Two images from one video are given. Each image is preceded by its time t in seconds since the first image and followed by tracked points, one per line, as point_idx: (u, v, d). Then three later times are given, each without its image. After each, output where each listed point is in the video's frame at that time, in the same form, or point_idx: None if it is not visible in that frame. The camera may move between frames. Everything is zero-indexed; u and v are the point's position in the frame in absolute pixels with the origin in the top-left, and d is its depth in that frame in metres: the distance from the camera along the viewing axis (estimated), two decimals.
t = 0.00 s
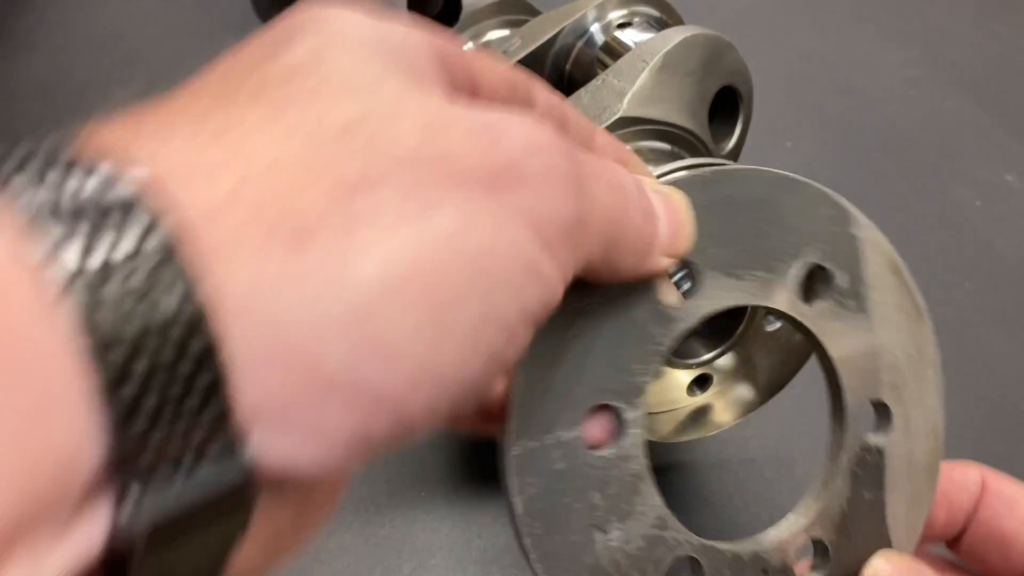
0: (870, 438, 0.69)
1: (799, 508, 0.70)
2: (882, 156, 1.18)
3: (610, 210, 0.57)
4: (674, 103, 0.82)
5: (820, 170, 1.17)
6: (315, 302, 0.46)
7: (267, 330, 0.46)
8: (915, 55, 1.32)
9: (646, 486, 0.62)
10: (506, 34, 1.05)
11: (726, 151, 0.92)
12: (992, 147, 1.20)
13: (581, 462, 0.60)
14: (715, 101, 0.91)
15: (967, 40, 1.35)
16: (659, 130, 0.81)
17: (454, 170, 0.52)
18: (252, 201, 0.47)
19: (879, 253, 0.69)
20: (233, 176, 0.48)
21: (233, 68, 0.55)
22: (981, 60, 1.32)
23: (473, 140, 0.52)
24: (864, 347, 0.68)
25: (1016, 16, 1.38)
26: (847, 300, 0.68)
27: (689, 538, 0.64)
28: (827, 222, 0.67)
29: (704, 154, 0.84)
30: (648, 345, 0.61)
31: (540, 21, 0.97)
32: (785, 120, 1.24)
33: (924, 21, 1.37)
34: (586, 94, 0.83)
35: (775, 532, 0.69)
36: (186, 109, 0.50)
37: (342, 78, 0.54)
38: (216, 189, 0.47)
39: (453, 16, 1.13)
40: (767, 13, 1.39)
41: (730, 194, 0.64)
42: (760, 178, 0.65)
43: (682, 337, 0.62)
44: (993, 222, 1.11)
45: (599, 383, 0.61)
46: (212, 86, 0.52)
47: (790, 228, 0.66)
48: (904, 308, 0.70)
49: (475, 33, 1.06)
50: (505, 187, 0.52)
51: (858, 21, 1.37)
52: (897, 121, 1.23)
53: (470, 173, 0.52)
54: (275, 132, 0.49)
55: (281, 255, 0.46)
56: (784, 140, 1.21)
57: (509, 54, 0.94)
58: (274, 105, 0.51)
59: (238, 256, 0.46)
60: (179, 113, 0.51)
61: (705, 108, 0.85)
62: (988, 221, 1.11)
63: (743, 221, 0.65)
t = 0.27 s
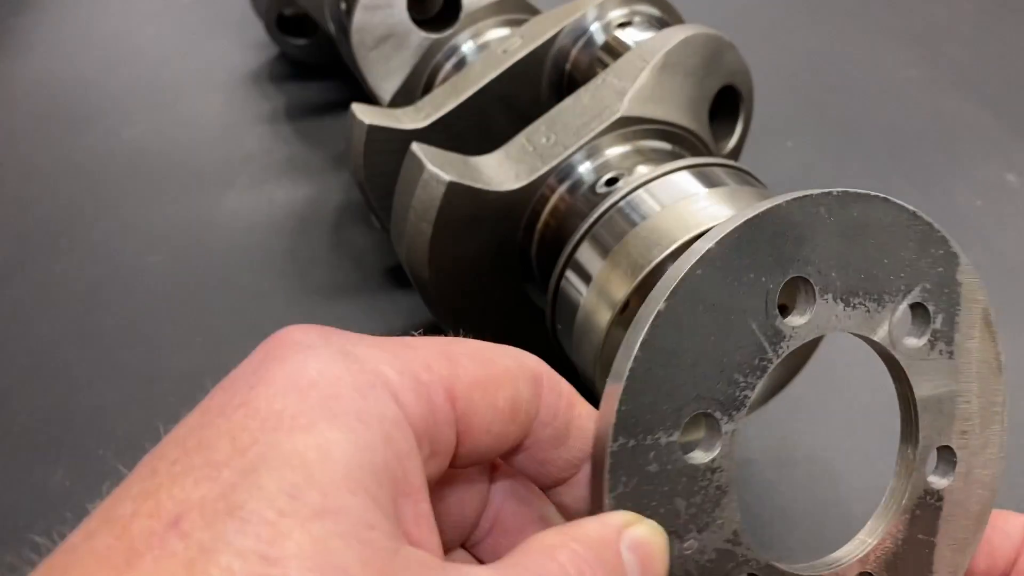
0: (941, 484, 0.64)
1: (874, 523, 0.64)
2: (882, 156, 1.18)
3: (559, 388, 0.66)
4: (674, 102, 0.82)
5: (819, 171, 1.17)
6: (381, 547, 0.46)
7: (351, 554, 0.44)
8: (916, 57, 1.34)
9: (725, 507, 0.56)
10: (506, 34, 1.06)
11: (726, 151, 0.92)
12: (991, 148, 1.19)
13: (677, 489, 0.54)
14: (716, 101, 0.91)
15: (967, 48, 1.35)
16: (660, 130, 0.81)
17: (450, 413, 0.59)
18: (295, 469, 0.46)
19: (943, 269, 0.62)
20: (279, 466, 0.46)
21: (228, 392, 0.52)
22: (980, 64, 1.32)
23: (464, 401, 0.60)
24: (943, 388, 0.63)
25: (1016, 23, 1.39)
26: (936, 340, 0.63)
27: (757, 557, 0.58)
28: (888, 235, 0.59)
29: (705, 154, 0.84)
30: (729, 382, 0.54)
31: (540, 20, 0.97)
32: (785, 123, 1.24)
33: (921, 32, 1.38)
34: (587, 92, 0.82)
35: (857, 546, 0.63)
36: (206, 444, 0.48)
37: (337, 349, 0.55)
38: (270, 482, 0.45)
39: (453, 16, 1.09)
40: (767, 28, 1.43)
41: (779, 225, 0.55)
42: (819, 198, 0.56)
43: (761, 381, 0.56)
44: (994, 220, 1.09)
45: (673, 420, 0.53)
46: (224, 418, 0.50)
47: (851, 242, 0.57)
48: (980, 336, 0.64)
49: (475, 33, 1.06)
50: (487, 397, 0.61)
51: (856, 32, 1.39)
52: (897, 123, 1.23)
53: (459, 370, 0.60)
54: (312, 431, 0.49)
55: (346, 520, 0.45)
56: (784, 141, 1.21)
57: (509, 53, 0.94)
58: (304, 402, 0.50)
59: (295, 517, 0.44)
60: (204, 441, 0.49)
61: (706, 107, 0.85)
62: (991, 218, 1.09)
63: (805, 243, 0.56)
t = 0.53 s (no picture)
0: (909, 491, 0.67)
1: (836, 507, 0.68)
2: (882, 155, 1.18)
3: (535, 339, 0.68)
4: (675, 103, 0.82)
5: (819, 171, 1.17)
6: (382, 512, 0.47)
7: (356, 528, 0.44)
8: (916, 57, 1.34)
9: (675, 466, 0.57)
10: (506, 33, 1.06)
11: (726, 151, 0.92)
12: (991, 148, 1.19)
13: (629, 440, 0.55)
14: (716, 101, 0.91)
15: (967, 48, 1.35)
16: (660, 130, 0.81)
17: (431, 367, 0.60)
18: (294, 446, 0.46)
19: (975, 286, 0.60)
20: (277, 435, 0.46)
21: (206, 346, 0.51)
22: (981, 64, 1.32)
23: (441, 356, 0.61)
24: (940, 402, 0.64)
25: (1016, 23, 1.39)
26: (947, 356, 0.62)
27: (698, 518, 0.60)
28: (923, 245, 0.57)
29: (705, 154, 0.84)
30: (709, 356, 0.54)
31: (540, 21, 0.97)
32: (786, 123, 1.24)
33: (922, 32, 1.38)
34: (586, 93, 0.82)
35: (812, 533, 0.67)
36: (197, 410, 0.47)
37: (322, 307, 0.54)
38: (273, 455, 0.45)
39: (453, 15, 1.09)
40: (767, 29, 1.42)
41: (807, 214, 0.53)
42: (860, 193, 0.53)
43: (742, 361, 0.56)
44: (995, 220, 1.08)
45: (640, 377, 0.53)
46: (212, 380, 0.49)
47: (880, 243, 0.55)
48: (1000, 360, 0.63)
49: (475, 33, 1.06)
50: (463, 348, 0.62)
51: (856, 33, 1.39)
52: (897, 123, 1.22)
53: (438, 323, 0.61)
54: (307, 401, 0.49)
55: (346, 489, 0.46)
56: (784, 141, 1.21)
57: (508, 53, 0.94)
58: (294, 366, 0.50)
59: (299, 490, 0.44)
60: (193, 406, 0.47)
61: (706, 107, 0.84)
62: (991, 219, 1.09)
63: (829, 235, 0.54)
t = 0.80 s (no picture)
0: (891, 546, 0.71)
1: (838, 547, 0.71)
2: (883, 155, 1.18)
3: (620, 398, 0.61)
4: (674, 102, 0.81)
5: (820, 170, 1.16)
6: None
7: None
8: (916, 56, 1.34)
9: (704, 517, 0.60)
10: (506, 33, 1.06)
11: (726, 151, 0.92)
12: (991, 148, 1.18)
13: (675, 491, 0.57)
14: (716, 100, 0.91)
15: (966, 47, 1.35)
16: (660, 130, 0.81)
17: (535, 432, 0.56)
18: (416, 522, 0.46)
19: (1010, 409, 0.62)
20: (404, 509, 0.46)
21: (351, 397, 0.49)
22: (981, 63, 1.32)
23: (549, 418, 0.57)
24: (948, 486, 0.67)
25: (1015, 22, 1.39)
26: (966, 456, 0.65)
27: (712, 554, 0.63)
28: (979, 370, 0.59)
29: (705, 154, 0.84)
30: (771, 435, 0.56)
31: (539, 21, 0.97)
32: (786, 123, 1.24)
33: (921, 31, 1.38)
34: (586, 93, 0.82)
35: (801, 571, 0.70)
36: (342, 471, 0.46)
37: (451, 371, 0.52)
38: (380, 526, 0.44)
39: (452, 15, 1.09)
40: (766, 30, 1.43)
41: (890, 327, 0.54)
42: (947, 319, 0.55)
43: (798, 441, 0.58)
44: (996, 220, 1.08)
45: (704, 445, 0.55)
46: (353, 440, 0.47)
47: (945, 360, 0.58)
48: (1006, 464, 0.67)
49: (475, 33, 1.06)
50: (567, 416, 0.58)
51: (856, 33, 1.39)
52: (897, 123, 1.22)
53: (549, 388, 0.56)
54: (435, 478, 0.48)
55: None
56: (785, 141, 1.21)
57: (509, 53, 0.93)
58: (425, 440, 0.48)
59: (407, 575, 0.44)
60: (330, 466, 0.46)
61: (706, 107, 0.84)
62: (992, 218, 1.08)
63: (906, 349, 0.56)
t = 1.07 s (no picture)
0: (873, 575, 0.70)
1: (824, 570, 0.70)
2: (882, 155, 1.18)
3: (635, 422, 0.62)
4: (674, 103, 0.82)
5: (820, 170, 1.16)
6: None
7: None
8: (916, 56, 1.34)
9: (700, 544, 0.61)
10: (506, 33, 1.06)
11: (726, 151, 0.92)
12: (991, 148, 1.18)
13: (674, 522, 0.58)
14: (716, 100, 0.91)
15: (966, 48, 1.35)
16: (660, 130, 0.81)
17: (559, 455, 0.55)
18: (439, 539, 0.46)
19: (1006, 465, 0.62)
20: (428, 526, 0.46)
21: (384, 407, 0.49)
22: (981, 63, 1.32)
23: (574, 441, 0.57)
24: (936, 529, 0.67)
25: (1015, 23, 1.39)
26: (955, 504, 0.65)
27: None
28: (984, 425, 0.59)
29: (705, 154, 0.84)
30: (776, 473, 0.57)
31: (539, 21, 0.97)
32: (786, 124, 1.24)
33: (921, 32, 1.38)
34: (587, 93, 0.82)
35: None
36: (372, 483, 0.46)
37: (485, 389, 0.52)
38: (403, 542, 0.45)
39: (452, 15, 1.09)
40: (766, 31, 1.43)
41: (904, 379, 0.54)
42: (960, 375, 0.55)
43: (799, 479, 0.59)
44: (996, 220, 1.08)
45: (710, 479, 0.55)
46: (385, 450, 0.47)
47: (951, 413, 0.58)
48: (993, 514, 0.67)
49: (475, 33, 1.06)
50: (589, 440, 0.57)
51: (855, 34, 1.39)
52: (897, 124, 1.22)
53: (575, 413, 0.56)
54: (462, 498, 0.48)
55: None
56: (785, 141, 1.21)
57: (509, 53, 0.94)
58: (456, 458, 0.48)
59: None
60: (361, 477, 0.46)
61: (706, 107, 0.84)
62: (991, 219, 1.08)
63: (915, 399, 0.56)
